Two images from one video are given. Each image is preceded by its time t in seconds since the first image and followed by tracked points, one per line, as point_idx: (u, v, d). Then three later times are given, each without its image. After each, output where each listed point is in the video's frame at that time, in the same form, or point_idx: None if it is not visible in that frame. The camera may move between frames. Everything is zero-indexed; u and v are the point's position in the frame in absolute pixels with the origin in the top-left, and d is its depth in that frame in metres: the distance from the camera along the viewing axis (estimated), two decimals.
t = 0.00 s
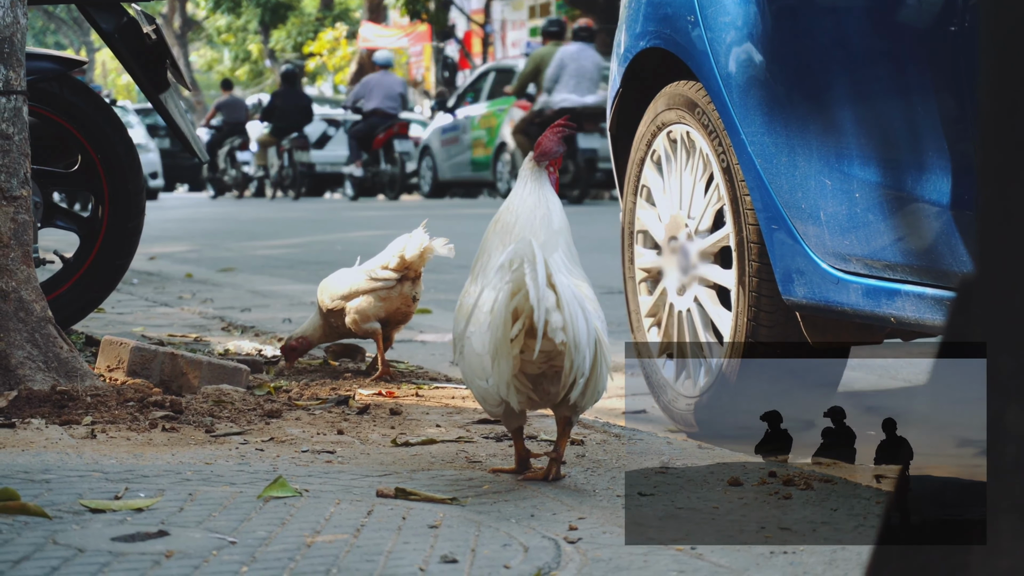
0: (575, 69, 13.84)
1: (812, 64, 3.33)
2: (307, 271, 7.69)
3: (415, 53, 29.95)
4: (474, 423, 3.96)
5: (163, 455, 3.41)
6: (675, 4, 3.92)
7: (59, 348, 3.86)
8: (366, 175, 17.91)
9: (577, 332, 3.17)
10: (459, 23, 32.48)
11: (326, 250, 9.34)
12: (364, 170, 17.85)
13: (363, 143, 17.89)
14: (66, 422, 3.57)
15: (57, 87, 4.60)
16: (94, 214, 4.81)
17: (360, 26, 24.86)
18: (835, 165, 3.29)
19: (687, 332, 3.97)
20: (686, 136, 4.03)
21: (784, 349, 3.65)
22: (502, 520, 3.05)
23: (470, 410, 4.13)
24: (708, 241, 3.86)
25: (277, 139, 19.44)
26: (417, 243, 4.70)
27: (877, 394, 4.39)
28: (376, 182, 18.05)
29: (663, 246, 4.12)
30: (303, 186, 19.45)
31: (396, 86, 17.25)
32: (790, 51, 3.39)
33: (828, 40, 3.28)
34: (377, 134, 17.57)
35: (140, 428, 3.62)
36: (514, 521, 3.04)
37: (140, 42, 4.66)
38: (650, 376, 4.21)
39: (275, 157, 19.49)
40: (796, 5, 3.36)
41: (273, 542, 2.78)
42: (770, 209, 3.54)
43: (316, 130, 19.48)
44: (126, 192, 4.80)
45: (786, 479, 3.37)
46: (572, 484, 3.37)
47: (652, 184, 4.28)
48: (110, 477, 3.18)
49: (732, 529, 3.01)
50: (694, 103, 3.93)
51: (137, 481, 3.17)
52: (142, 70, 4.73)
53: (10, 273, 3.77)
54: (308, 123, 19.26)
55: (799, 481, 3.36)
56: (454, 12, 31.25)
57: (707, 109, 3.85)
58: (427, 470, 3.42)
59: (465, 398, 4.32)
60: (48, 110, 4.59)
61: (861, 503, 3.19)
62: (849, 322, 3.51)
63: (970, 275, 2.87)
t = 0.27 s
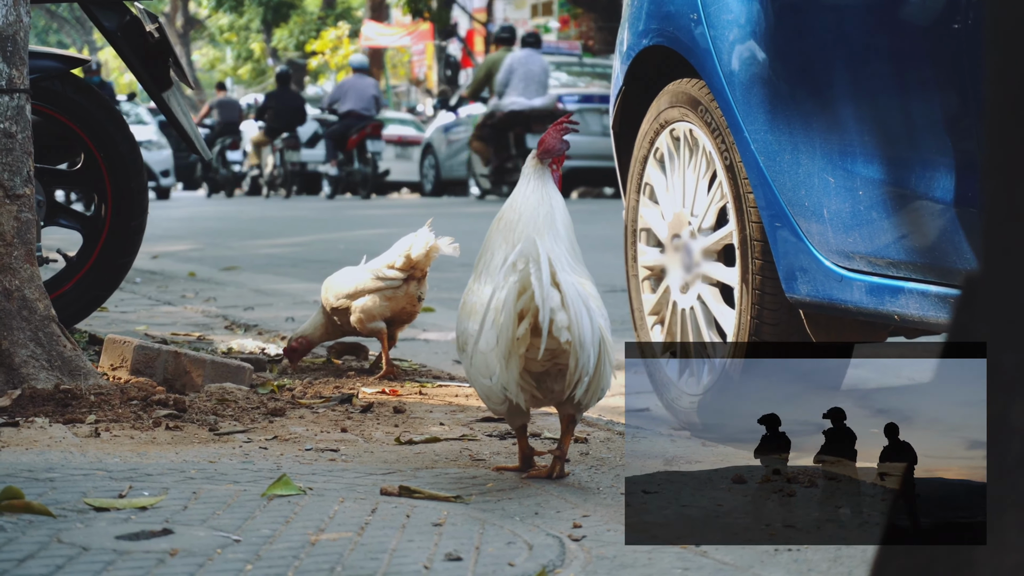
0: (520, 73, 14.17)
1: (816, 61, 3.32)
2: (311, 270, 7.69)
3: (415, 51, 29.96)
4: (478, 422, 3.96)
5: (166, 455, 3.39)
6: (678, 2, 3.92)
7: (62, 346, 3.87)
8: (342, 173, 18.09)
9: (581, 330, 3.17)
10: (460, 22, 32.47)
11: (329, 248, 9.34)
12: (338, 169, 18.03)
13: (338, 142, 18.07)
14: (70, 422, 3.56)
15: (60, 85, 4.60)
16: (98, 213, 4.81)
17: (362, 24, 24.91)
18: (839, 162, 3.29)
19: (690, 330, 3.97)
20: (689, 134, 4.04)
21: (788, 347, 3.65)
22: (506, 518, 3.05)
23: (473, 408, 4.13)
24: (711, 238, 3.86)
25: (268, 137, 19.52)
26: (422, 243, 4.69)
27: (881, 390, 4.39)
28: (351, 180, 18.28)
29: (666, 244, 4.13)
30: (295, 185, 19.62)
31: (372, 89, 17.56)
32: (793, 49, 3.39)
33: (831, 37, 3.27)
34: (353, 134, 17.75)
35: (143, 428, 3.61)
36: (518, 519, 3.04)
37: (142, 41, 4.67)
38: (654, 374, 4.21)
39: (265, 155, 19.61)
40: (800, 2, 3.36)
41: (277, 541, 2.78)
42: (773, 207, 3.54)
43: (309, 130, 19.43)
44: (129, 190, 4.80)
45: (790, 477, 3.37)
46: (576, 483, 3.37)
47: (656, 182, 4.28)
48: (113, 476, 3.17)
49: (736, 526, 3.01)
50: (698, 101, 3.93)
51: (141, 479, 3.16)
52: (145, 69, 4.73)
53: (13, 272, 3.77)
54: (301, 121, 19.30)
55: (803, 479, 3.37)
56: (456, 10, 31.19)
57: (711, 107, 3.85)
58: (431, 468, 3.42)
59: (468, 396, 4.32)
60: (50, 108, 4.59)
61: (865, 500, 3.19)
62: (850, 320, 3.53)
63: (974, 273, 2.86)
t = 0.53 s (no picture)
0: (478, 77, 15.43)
1: (819, 59, 3.32)
2: (315, 268, 7.69)
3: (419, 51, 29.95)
4: (482, 420, 3.96)
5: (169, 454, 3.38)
6: None
7: (66, 345, 3.87)
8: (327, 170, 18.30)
9: (587, 328, 3.16)
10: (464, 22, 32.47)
11: (333, 247, 9.33)
12: (320, 168, 18.54)
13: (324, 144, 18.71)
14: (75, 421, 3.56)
15: (64, 84, 4.60)
16: (102, 212, 4.81)
17: (365, 23, 24.90)
18: (844, 160, 3.28)
19: (695, 329, 3.98)
20: (693, 132, 4.03)
21: (792, 345, 3.65)
22: (511, 516, 3.04)
23: (477, 407, 4.13)
24: (715, 237, 3.86)
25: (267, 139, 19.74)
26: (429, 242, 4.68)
27: (886, 388, 4.38)
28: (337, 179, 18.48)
29: (670, 242, 4.13)
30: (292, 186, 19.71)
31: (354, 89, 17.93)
32: (797, 46, 3.38)
33: (834, 35, 3.26)
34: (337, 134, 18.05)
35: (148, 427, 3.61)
36: (523, 517, 3.04)
37: (147, 40, 4.67)
38: (658, 372, 4.21)
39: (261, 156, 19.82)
40: None
41: (281, 539, 2.77)
42: (778, 205, 3.54)
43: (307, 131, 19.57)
44: (133, 189, 4.80)
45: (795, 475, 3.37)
46: (580, 481, 3.37)
47: (660, 181, 4.28)
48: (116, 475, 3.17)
49: (741, 525, 3.00)
50: (702, 99, 3.93)
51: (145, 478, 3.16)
52: (148, 67, 4.74)
53: (17, 271, 3.77)
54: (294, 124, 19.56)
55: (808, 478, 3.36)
56: (460, 10, 31.15)
57: (715, 105, 3.85)
58: (435, 467, 3.42)
59: (472, 395, 4.32)
60: (54, 107, 4.59)
61: (870, 499, 3.19)
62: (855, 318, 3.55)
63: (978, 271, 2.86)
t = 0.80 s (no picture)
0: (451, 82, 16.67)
1: (822, 59, 3.31)
2: (318, 268, 7.70)
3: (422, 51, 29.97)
4: (486, 420, 3.96)
5: (173, 454, 3.39)
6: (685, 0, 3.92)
7: (70, 345, 3.87)
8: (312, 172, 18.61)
9: (591, 328, 3.16)
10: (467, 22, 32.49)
11: (337, 247, 9.34)
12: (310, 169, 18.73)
13: (313, 143, 18.93)
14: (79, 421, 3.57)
15: (68, 84, 4.61)
16: (105, 212, 4.81)
17: (369, 23, 24.92)
18: (847, 160, 3.28)
19: (698, 328, 3.98)
20: (696, 132, 4.03)
21: (796, 345, 3.65)
22: (514, 516, 3.05)
23: (481, 407, 4.13)
24: (718, 237, 3.86)
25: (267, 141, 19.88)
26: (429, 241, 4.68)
27: (890, 388, 4.38)
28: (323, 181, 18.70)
29: (674, 242, 4.13)
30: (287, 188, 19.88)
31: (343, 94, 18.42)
32: (800, 46, 3.38)
33: (837, 35, 3.26)
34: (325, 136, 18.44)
35: (150, 428, 3.62)
36: (527, 517, 3.04)
37: (151, 39, 4.67)
38: (661, 372, 4.22)
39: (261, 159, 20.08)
40: None
41: (285, 539, 2.78)
42: (781, 205, 3.54)
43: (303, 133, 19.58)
44: (136, 189, 4.80)
45: (798, 475, 3.38)
46: (584, 480, 3.38)
47: (663, 180, 4.28)
48: (120, 475, 3.17)
49: (745, 525, 3.01)
50: (705, 99, 3.93)
51: (147, 477, 3.16)
52: (151, 66, 4.75)
53: (21, 271, 3.77)
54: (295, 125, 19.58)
55: (811, 478, 3.37)
56: (463, 9, 31.14)
57: (718, 105, 3.85)
58: (438, 467, 3.42)
59: (476, 394, 4.33)
60: (58, 107, 4.60)
61: (875, 499, 3.20)
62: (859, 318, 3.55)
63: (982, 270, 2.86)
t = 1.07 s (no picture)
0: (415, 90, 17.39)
1: (825, 61, 3.31)
2: (321, 269, 7.71)
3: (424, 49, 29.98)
4: (489, 421, 3.96)
5: (176, 455, 3.39)
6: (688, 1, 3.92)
7: (74, 345, 3.88)
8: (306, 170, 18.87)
9: (594, 330, 3.16)
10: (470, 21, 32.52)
11: (340, 247, 9.34)
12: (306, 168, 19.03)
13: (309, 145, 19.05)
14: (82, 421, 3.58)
15: (71, 85, 4.61)
16: (109, 212, 4.82)
17: (372, 21, 24.95)
18: (850, 161, 3.28)
19: (701, 329, 3.97)
20: (699, 133, 4.03)
21: (799, 346, 3.65)
22: (517, 518, 3.04)
23: (484, 408, 4.13)
24: (722, 238, 3.86)
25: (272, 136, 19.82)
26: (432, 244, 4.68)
27: (893, 389, 4.38)
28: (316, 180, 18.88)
29: (677, 243, 4.13)
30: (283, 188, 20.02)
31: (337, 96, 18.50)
32: (803, 48, 3.37)
33: (841, 36, 3.25)
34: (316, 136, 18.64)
35: (154, 428, 3.63)
36: (530, 519, 3.04)
37: (153, 40, 4.67)
38: (664, 374, 4.22)
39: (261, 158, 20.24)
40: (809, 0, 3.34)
41: (288, 541, 2.78)
42: (784, 206, 3.53)
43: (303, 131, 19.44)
44: (140, 189, 4.81)
45: (802, 477, 3.38)
46: (587, 482, 3.38)
47: (666, 182, 4.28)
48: (123, 476, 3.18)
49: (748, 527, 3.01)
50: (708, 100, 3.92)
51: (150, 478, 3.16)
52: (154, 67, 4.75)
53: (24, 272, 3.78)
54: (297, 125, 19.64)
55: (815, 479, 3.37)
56: (466, 7, 31.12)
57: (721, 106, 3.84)
58: (442, 468, 3.42)
59: (479, 396, 4.33)
60: (61, 108, 4.60)
61: (878, 500, 3.20)
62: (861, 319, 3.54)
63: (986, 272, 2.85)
